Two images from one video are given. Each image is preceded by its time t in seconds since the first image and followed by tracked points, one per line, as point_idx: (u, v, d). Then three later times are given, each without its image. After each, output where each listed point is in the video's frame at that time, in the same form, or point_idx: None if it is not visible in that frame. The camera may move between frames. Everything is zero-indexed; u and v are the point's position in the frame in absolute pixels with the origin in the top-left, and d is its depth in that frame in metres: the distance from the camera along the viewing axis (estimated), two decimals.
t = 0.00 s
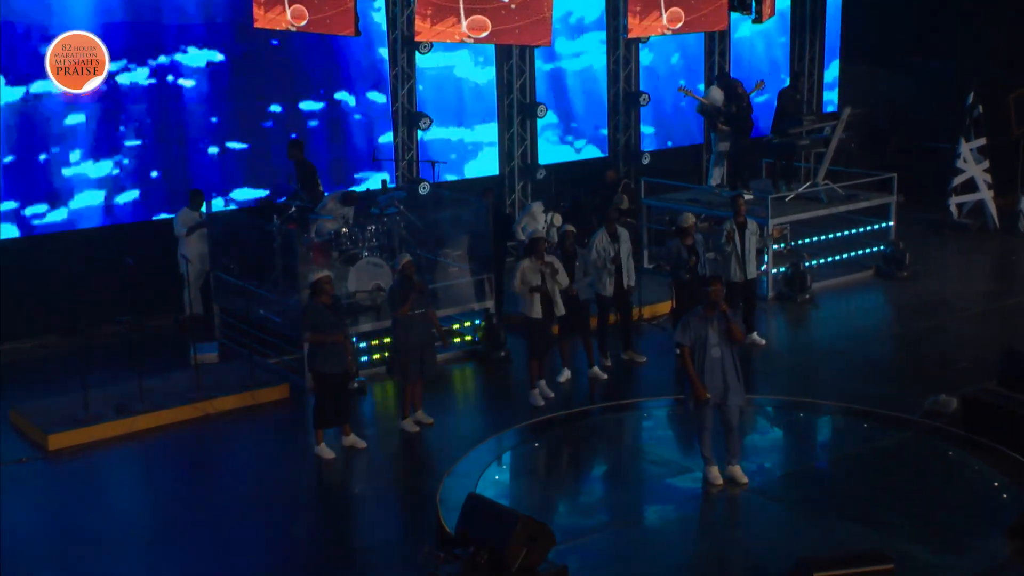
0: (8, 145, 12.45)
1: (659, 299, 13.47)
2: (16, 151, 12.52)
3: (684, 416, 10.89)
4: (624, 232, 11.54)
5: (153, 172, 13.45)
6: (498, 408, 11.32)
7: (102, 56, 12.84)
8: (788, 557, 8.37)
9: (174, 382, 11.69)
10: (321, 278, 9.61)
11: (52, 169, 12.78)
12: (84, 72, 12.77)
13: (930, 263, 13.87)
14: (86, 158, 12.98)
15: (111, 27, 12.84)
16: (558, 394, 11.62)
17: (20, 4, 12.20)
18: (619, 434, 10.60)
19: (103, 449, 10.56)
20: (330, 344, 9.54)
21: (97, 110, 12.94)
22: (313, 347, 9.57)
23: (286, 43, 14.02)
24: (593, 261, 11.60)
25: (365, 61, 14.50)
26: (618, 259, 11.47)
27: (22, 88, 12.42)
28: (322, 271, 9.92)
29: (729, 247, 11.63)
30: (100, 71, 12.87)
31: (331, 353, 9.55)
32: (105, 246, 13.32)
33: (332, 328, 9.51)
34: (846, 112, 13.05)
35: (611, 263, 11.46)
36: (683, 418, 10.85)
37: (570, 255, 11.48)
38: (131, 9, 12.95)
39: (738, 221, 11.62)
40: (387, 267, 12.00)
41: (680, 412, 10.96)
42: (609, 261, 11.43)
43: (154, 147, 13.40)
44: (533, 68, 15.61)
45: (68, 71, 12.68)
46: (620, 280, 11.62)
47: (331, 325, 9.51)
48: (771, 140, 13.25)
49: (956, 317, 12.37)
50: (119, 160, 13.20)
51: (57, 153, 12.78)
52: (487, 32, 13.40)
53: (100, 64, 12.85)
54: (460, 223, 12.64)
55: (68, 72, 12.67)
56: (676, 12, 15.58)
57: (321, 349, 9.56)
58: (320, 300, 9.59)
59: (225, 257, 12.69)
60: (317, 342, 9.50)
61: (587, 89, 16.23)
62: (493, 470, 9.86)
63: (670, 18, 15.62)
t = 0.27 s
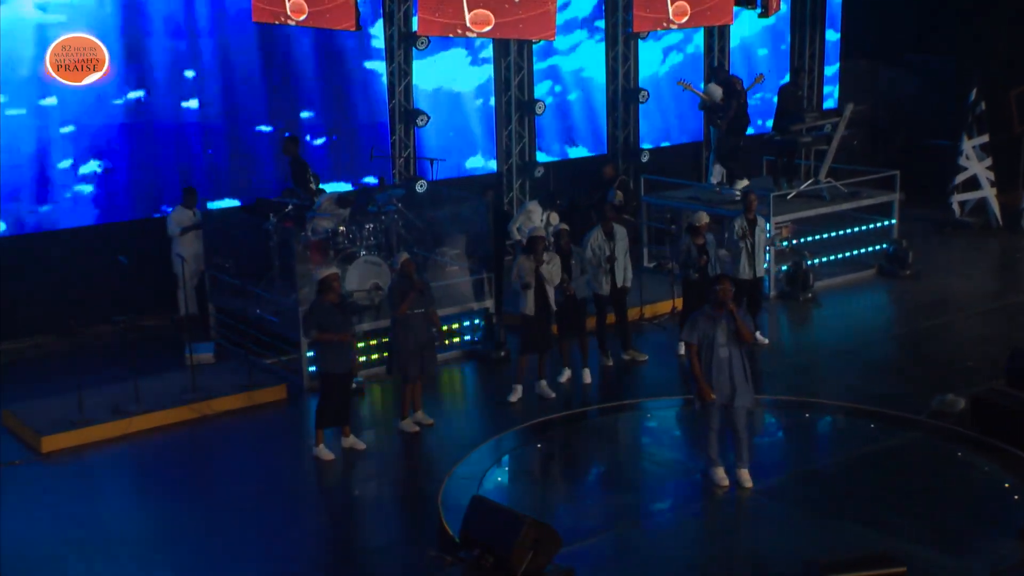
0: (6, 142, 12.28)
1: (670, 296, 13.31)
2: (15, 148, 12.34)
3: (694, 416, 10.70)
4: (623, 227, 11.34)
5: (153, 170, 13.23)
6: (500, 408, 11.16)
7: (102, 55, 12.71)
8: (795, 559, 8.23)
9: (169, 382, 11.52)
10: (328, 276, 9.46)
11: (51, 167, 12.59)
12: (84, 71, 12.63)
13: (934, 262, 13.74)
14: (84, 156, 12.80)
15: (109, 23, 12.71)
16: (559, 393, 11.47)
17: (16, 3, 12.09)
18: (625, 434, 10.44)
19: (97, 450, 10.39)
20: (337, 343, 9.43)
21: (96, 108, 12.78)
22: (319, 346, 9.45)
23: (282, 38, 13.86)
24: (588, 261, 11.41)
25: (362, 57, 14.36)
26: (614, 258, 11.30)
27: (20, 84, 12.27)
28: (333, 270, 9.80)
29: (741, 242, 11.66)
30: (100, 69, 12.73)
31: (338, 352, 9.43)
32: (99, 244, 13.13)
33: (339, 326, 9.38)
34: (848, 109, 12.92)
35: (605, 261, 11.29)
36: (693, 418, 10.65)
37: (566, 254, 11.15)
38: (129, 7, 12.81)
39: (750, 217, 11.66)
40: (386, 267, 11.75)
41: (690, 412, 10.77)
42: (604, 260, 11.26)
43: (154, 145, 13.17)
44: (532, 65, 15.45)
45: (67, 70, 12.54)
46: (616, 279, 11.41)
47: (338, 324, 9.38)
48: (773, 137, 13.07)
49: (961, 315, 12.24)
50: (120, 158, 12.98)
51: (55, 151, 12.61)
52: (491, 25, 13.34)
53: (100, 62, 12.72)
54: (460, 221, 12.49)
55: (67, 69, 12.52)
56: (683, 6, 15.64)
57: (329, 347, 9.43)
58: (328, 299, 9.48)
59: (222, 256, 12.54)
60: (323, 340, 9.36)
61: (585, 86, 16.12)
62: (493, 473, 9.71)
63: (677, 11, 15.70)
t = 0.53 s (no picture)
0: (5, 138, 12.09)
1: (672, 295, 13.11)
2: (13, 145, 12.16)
3: (700, 416, 10.53)
4: (625, 226, 11.04)
5: (148, 169, 13.07)
6: (501, 408, 10.99)
7: (100, 55, 12.56)
8: (808, 563, 8.07)
9: (164, 383, 11.32)
10: (332, 273, 9.50)
11: (48, 165, 12.41)
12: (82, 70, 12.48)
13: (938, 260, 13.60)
14: (82, 155, 12.62)
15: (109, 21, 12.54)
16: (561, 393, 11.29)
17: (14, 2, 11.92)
18: (630, 434, 10.28)
19: (91, 453, 10.20)
20: (344, 342, 9.49)
21: (94, 106, 12.62)
22: (325, 344, 9.51)
23: (279, 35, 13.71)
24: (591, 260, 11.14)
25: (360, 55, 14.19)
26: (616, 257, 11.02)
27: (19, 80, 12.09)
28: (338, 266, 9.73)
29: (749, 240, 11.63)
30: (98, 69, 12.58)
31: (343, 351, 9.49)
32: (91, 243, 12.92)
33: (344, 325, 9.41)
34: (851, 105, 12.76)
35: (607, 261, 11.02)
36: (699, 419, 10.47)
37: (569, 255, 10.76)
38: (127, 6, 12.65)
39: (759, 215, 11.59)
40: (385, 266, 11.56)
41: (699, 413, 10.57)
42: (607, 258, 10.99)
43: (150, 144, 13.03)
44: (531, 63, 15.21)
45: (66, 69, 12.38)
46: (620, 278, 11.14)
47: (345, 321, 9.41)
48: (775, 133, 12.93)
49: (968, 314, 12.11)
50: (115, 156, 12.82)
51: (53, 149, 12.42)
52: (493, 20, 13.59)
53: (98, 61, 12.56)
54: (459, 219, 12.31)
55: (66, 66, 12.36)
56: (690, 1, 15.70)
57: (335, 345, 9.49)
58: (332, 297, 9.45)
59: (217, 254, 12.36)
60: (329, 338, 9.40)
61: (585, 81, 15.92)
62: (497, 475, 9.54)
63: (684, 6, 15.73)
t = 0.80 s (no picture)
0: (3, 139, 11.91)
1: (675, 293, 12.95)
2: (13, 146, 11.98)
3: (708, 417, 10.36)
4: (631, 223, 10.92)
5: (145, 169, 12.88)
6: (504, 410, 10.81)
7: (98, 53, 12.37)
8: (819, 566, 7.90)
9: (159, 384, 11.13)
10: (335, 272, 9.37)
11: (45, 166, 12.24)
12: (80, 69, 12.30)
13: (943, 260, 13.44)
14: (81, 156, 12.45)
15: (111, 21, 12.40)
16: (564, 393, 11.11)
17: None
18: (637, 434, 10.11)
19: (85, 455, 10.00)
20: (348, 340, 9.34)
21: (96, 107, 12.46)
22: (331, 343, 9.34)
23: (276, 35, 13.54)
24: (597, 256, 10.96)
25: (358, 52, 14.01)
26: (621, 251, 10.88)
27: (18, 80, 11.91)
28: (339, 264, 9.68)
29: (756, 238, 11.26)
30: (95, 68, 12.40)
31: (347, 350, 9.32)
32: (84, 242, 12.71)
33: (351, 326, 9.33)
34: (855, 101, 12.57)
35: (613, 256, 10.88)
36: (708, 421, 10.30)
37: (576, 253, 10.64)
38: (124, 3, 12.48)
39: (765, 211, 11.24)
40: (384, 264, 11.44)
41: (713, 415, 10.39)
42: (613, 254, 10.85)
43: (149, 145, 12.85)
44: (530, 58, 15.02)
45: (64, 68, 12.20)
46: (625, 274, 11.02)
47: (349, 320, 9.32)
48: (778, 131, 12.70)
49: (975, 314, 11.96)
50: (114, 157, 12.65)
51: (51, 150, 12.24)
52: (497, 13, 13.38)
53: (96, 60, 12.38)
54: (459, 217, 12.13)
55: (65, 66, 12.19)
56: None
57: (338, 343, 9.33)
58: (335, 296, 9.40)
59: (213, 253, 12.15)
60: (336, 336, 9.31)
61: (584, 77, 15.73)
62: (500, 477, 9.36)
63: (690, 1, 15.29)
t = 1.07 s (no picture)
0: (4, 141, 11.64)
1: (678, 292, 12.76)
2: (14, 148, 11.71)
3: (716, 417, 10.17)
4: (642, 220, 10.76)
5: (143, 169, 12.62)
6: (506, 411, 10.58)
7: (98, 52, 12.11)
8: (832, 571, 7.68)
9: (154, 384, 10.90)
10: (335, 271, 9.13)
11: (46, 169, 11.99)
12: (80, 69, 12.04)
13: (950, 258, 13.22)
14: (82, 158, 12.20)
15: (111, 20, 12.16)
16: (566, 394, 10.89)
17: None
18: (644, 436, 9.90)
19: (78, 458, 9.77)
20: (350, 340, 9.12)
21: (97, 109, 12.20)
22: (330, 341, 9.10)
23: (274, 31, 13.31)
24: (606, 253, 10.74)
25: (356, 47, 13.79)
26: (632, 249, 10.58)
27: (19, 81, 11.65)
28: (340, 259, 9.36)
29: (758, 236, 11.23)
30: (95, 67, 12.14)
31: (348, 348, 9.10)
32: (76, 240, 12.46)
33: (353, 324, 9.11)
34: (862, 96, 12.35)
35: (623, 252, 10.58)
36: (716, 421, 10.10)
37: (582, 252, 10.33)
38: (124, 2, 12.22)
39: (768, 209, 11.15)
40: (382, 262, 11.19)
41: (723, 416, 10.19)
42: (623, 251, 10.55)
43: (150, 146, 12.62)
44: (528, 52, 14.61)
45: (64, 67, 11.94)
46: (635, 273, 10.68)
47: (349, 318, 9.09)
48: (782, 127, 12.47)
49: (984, 313, 11.74)
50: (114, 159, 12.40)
51: (52, 152, 11.97)
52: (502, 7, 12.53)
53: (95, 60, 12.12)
54: (460, 214, 11.89)
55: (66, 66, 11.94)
56: None
57: (339, 342, 9.10)
58: (335, 294, 9.12)
59: (207, 252, 11.91)
60: (336, 335, 9.08)
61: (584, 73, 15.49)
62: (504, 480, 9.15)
63: None
